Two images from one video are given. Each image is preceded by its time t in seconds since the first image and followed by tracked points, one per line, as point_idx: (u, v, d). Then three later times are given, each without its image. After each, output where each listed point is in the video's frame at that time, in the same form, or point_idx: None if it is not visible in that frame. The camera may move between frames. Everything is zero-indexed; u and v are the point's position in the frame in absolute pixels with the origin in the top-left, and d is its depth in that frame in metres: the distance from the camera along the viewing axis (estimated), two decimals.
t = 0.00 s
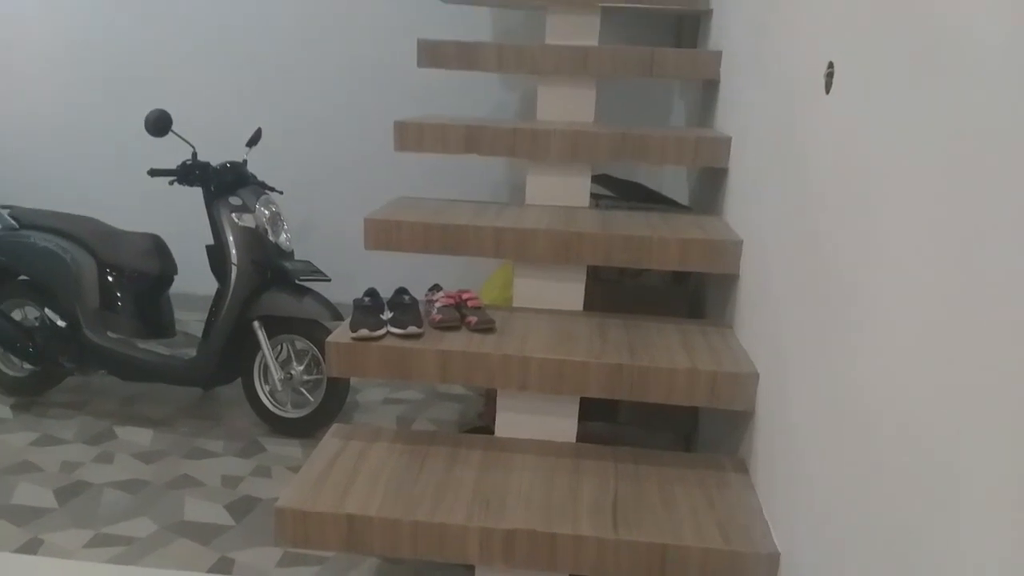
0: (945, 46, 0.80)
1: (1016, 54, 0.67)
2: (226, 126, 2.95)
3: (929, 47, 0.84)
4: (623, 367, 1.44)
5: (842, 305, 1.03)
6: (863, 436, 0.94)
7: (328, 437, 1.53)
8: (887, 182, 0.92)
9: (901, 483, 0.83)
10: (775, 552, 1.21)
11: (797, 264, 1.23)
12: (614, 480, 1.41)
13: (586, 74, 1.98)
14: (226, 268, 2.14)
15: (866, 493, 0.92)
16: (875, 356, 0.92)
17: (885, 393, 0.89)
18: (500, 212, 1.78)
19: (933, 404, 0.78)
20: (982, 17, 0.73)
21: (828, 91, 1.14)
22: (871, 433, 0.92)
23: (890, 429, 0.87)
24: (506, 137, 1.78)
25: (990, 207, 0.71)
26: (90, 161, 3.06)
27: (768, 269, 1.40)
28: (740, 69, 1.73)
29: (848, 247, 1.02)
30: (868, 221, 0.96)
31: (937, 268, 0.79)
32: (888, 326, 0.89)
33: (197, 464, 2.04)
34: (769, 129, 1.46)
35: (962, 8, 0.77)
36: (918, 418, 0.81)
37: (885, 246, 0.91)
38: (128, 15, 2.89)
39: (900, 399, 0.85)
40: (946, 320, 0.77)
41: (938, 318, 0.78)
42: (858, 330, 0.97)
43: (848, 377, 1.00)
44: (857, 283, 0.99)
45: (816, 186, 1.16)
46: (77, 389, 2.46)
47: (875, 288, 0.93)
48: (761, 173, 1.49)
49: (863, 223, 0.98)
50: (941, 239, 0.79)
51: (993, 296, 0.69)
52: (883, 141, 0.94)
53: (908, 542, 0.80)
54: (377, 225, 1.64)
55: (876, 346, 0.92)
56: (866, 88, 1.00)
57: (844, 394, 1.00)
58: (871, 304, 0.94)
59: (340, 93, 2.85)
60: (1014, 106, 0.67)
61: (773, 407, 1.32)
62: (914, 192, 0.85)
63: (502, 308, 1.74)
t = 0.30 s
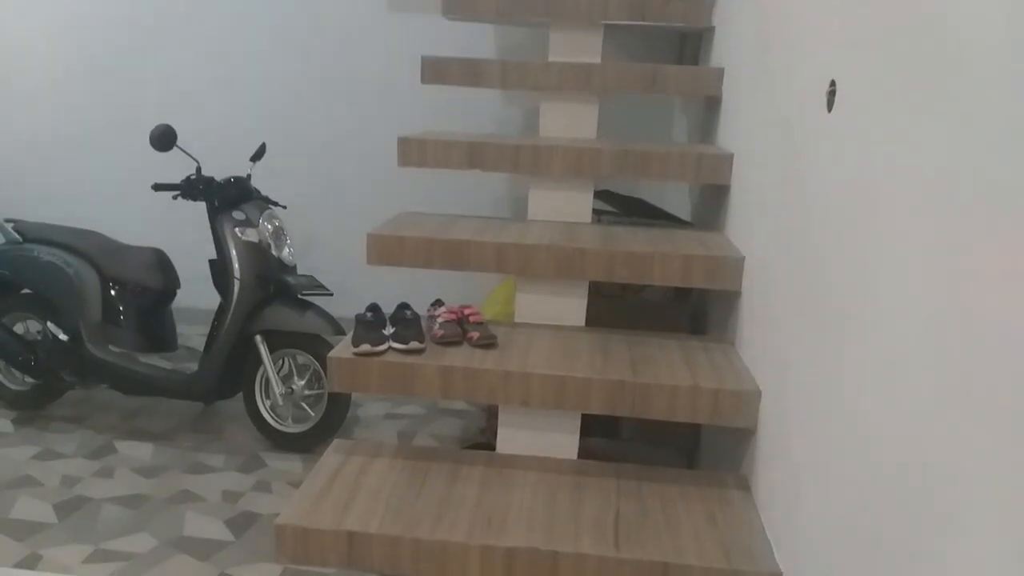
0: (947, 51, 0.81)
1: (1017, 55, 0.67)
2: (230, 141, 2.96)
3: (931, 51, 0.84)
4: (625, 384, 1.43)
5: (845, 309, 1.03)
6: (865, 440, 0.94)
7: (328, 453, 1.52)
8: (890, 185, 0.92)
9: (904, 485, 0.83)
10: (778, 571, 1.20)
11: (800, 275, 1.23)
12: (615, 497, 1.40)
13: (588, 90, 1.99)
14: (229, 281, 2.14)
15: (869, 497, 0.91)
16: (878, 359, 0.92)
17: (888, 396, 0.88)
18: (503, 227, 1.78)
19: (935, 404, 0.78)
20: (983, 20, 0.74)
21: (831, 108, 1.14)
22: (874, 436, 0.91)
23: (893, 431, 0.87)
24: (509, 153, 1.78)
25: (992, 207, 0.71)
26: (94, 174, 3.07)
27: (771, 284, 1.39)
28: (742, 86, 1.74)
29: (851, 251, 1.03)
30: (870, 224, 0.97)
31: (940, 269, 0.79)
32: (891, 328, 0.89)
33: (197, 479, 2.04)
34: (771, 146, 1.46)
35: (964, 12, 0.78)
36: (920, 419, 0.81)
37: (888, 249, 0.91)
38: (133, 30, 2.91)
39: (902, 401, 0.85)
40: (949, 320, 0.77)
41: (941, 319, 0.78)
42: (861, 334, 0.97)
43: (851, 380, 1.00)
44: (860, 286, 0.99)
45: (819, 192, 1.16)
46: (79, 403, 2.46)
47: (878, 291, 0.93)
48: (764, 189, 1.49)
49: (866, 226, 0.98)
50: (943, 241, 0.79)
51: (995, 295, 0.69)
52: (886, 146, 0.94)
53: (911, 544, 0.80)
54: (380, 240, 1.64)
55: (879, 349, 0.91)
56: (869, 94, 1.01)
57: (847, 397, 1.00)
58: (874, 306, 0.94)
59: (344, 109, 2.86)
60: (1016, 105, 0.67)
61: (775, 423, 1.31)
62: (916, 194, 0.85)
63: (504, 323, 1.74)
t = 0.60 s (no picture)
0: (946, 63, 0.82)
1: (1015, 64, 0.68)
2: (234, 160, 2.97)
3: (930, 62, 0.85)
4: (626, 406, 1.43)
5: (846, 317, 1.04)
6: (869, 446, 0.94)
7: (329, 473, 1.52)
8: (890, 194, 0.93)
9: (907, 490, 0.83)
10: None
11: (802, 290, 1.24)
12: (617, 519, 1.40)
13: (590, 112, 2.00)
14: (231, 300, 2.15)
15: (872, 508, 0.91)
16: (880, 364, 0.92)
17: (891, 402, 0.89)
18: (505, 247, 1.79)
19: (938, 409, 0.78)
20: (980, 31, 0.75)
21: (831, 132, 1.15)
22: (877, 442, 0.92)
23: (895, 442, 0.87)
24: (511, 174, 1.79)
25: (991, 212, 0.72)
26: (99, 192, 3.08)
27: (773, 304, 1.39)
28: (743, 108, 1.75)
29: (851, 260, 1.03)
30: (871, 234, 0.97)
31: (941, 275, 0.80)
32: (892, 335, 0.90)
33: (197, 497, 2.03)
34: (772, 169, 1.47)
35: (962, 24, 0.79)
36: (924, 425, 0.81)
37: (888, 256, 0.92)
38: (140, 50, 2.94)
39: (904, 413, 0.85)
40: (951, 325, 0.78)
41: (943, 324, 0.79)
42: (863, 340, 0.98)
43: (853, 387, 1.00)
44: (861, 300, 0.99)
45: (819, 209, 1.17)
46: (80, 420, 2.45)
47: (879, 298, 0.94)
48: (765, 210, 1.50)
49: (866, 240, 0.99)
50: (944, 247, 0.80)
51: (995, 299, 0.70)
52: (886, 156, 0.95)
53: (915, 550, 0.80)
54: (383, 261, 1.65)
55: (881, 361, 0.92)
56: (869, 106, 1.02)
57: (850, 406, 1.01)
58: (875, 319, 0.95)
59: (347, 128, 2.88)
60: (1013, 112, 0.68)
61: (777, 445, 1.31)
62: (917, 202, 0.86)
63: (506, 343, 1.74)
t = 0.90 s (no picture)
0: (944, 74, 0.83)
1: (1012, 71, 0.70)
2: (239, 179, 2.98)
3: (928, 71, 0.87)
4: (630, 426, 1.42)
5: (848, 323, 1.05)
6: (870, 456, 0.95)
7: (332, 493, 1.51)
8: (892, 200, 0.94)
9: (908, 490, 0.84)
10: None
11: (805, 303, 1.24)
12: (621, 540, 1.39)
13: (593, 132, 2.02)
14: (236, 318, 2.15)
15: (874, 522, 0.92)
16: (881, 379, 0.93)
17: (891, 404, 0.90)
18: (509, 266, 1.79)
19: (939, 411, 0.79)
20: (976, 40, 0.77)
21: (833, 153, 1.16)
22: (879, 449, 0.92)
23: (896, 456, 0.88)
24: (515, 194, 1.80)
25: (989, 216, 0.73)
26: (104, 211, 3.10)
27: (777, 322, 1.39)
28: (745, 129, 1.76)
29: (853, 266, 1.04)
30: (872, 241, 0.98)
31: (941, 281, 0.81)
32: (894, 338, 0.91)
33: (200, 517, 2.02)
34: (775, 189, 1.47)
35: (960, 31, 0.80)
36: (925, 426, 0.82)
37: (890, 261, 0.93)
38: (147, 70, 2.96)
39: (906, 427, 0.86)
40: (951, 327, 0.79)
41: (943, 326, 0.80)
42: (865, 355, 0.98)
43: (855, 391, 1.01)
44: (863, 315, 1.00)
45: (822, 226, 1.18)
46: (84, 440, 2.45)
47: (880, 303, 0.95)
48: (768, 229, 1.50)
49: (868, 257, 0.99)
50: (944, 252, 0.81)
51: (994, 301, 0.71)
52: (888, 163, 0.96)
53: (917, 549, 0.81)
54: (387, 280, 1.65)
55: (883, 375, 0.93)
56: (870, 115, 1.03)
57: (853, 420, 1.01)
58: (877, 334, 0.95)
59: (352, 147, 2.90)
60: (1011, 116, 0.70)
61: (781, 465, 1.31)
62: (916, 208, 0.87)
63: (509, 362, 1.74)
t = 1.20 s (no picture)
0: (941, 91, 0.84)
1: (1008, 75, 0.70)
2: (241, 196, 3.00)
3: (925, 86, 0.87)
4: (631, 442, 1.42)
5: (847, 327, 1.05)
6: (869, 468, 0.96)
7: (333, 511, 1.51)
8: (889, 210, 0.95)
9: (909, 501, 0.85)
10: None
11: (805, 311, 1.25)
12: (623, 558, 1.38)
13: (594, 150, 2.03)
14: (237, 335, 2.15)
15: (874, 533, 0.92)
16: (880, 390, 0.94)
17: (891, 406, 0.90)
18: (510, 283, 1.79)
19: (940, 411, 0.80)
20: (973, 44, 0.77)
21: (832, 169, 1.16)
22: (878, 462, 0.93)
23: (896, 468, 0.88)
24: (516, 211, 1.80)
25: (987, 218, 0.73)
26: (106, 229, 3.10)
27: (778, 335, 1.39)
28: (745, 145, 1.77)
29: (852, 274, 1.05)
30: (871, 245, 0.99)
31: (940, 294, 0.81)
32: (893, 347, 0.91)
33: (201, 535, 2.02)
34: (775, 204, 1.48)
35: (956, 48, 0.81)
36: (926, 427, 0.82)
37: (888, 264, 0.94)
38: (150, 89, 2.98)
39: (906, 439, 0.86)
40: (950, 331, 0.79)
41: (943, 327, 0.80)
42: (864, 367, 0.99)
43: (855, 394, 1.01)
44: (861, 327, 1.00)
45: (821, 240, 1.18)
46: (85, 457, 2.45)
47: (878, 306, 0.95)
48: (768, 245, 1.50)
49: (866, 270, 1.00)
50: (942, 254, 0.81)
51: (993, 306, 0.72)
52: (886, 175, 0.97)
53: (918, 558, 0.82)
54: (389, 296, 1.65)
55: (881, 387, 0.93)
56: (866, 130, 1.04)
57: (852, 432, 1.02)
58: (875, 346, 0.96)
59: (354, 164, 2.91)
60: (1008, 119, 0.70)
61: (783, 480, 1.31)
62: (915, 211, 0.88)
63: (511, 378, 1.74)
